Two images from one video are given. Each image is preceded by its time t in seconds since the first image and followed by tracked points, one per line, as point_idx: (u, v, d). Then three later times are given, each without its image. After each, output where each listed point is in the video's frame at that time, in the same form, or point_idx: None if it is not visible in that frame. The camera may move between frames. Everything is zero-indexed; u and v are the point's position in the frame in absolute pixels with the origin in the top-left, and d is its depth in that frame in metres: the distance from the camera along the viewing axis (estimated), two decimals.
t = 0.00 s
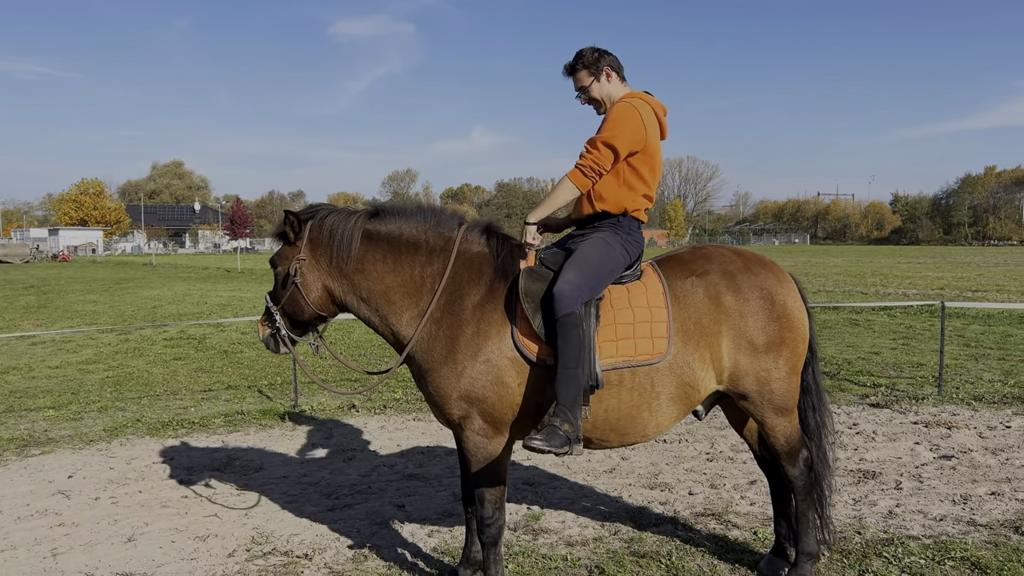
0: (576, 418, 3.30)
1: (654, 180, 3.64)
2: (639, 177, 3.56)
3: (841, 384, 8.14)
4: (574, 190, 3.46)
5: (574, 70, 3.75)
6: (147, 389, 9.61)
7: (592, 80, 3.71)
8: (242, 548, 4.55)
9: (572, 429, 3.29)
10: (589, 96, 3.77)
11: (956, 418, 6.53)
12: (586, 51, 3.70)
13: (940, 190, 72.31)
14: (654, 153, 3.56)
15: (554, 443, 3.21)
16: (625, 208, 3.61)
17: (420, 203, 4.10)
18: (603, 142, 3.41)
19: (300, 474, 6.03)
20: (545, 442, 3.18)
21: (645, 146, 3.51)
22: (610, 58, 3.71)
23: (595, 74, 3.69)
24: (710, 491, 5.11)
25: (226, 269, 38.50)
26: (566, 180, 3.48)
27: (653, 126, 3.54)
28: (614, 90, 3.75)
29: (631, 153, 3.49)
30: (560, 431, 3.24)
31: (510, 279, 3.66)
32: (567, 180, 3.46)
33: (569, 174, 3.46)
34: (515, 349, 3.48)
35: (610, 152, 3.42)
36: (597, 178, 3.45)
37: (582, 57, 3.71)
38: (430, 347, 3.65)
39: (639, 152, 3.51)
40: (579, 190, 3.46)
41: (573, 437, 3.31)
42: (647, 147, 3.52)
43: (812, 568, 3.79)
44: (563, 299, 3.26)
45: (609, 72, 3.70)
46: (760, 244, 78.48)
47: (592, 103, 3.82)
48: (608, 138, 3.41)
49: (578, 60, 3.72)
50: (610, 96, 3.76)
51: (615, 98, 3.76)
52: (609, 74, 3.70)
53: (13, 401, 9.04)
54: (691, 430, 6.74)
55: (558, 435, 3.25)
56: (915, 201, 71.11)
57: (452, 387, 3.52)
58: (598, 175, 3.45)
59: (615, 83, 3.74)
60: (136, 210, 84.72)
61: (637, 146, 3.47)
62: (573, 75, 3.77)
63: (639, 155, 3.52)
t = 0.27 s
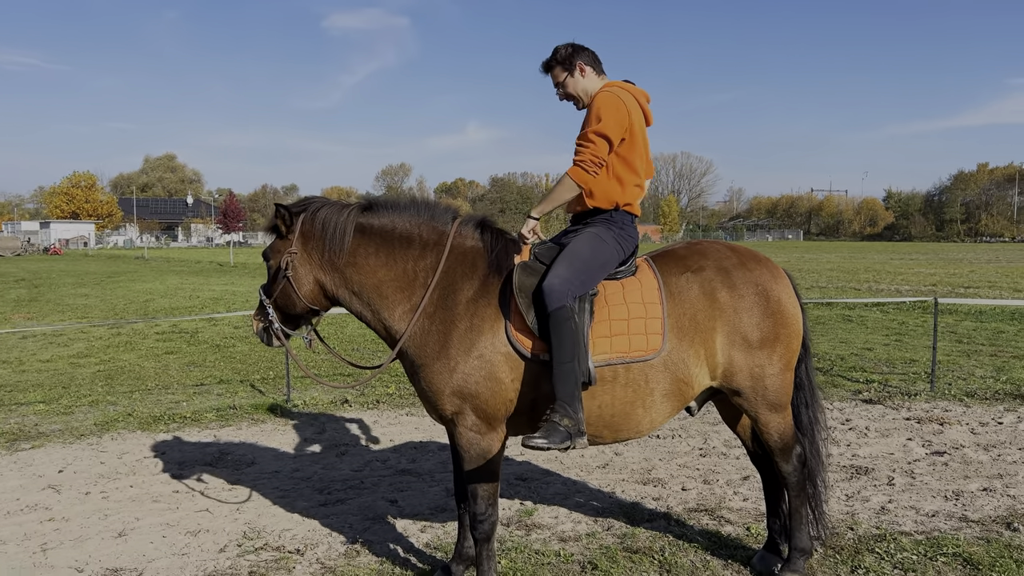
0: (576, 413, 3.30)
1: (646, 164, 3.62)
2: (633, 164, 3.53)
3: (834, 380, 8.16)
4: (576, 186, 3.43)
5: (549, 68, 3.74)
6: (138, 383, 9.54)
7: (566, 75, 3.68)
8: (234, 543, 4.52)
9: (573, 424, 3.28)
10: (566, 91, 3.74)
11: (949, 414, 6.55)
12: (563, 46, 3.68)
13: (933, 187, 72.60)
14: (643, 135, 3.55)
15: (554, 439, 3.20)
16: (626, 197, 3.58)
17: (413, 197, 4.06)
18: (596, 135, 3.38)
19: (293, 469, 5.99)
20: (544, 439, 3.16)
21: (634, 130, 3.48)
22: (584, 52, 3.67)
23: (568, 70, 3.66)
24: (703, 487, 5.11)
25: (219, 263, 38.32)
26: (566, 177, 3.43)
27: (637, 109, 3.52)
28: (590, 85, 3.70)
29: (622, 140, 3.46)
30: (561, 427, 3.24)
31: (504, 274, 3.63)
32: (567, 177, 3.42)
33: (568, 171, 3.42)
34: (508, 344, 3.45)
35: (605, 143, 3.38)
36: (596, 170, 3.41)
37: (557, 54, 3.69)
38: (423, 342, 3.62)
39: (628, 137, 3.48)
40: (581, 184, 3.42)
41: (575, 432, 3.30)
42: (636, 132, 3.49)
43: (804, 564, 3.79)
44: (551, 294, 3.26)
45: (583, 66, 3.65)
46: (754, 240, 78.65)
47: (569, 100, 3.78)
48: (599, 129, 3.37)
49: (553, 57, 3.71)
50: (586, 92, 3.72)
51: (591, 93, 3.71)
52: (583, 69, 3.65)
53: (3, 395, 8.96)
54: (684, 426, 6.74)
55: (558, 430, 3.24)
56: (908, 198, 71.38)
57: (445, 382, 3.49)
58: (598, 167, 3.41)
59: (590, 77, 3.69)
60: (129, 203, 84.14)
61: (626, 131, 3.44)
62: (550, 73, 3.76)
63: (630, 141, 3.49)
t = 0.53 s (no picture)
0: (574, 409, 3.28)
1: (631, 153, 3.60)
2: (618, 153, 3.51)
3: (827, 376, 8.19)
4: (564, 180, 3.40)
5: (526, 68, 3.73)
6: (131, 378, 9.49)
7: (542, 74, 3.67)
8: (226, 538, 4.50)
9: (572, 420, 3.27)
10: (545, 89, 3.74)
11: (941, 410, 6.58)
12: (542, 43, 3.65)
13: (927, 184, 72.87)
14: (626, 124, 3.53)
15: (553, 436, 3.20)
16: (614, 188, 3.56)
17: (406, 192, 4.04)
18: (578, 127, 3.36)
19: (286, 464, 5.98)
20: (543, 437, 3.16)
21: (616, 119, 3.46)
22: (558, 48, 3.64)
23: (544, 68, 3.65)
24: (696, 482, 5.12)
25: (213, 257, 38.16)
26: (552, 172, 3.41)
27: (618, 98, 3.50)
28: (567, 80, 3.67)
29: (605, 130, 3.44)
30: (560, 424, 3.22)
31: (498, 269, 3.62)
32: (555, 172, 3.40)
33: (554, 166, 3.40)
34: (502, 339, 3.44)
35: (588, 135, 3.35)
36: (582, 163, 3.38)
37: (531, 53, 3.68)
38: (416, 337, 3.61)
39: (611, 127, 3.46)
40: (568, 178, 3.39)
41: (573, 428, 3.29)
42: (619, 121, 3.47)
43: (797, 559, 3.79)
44: (547, 289, 3.25)
45: (558, 62, 3.63)
46: (749, 236, 78.81)
47: (550, 97, 3.78)
48: (581, 121, 3.35)
49: (528, 57, 3.70)
50: (564, 88, 3.70)
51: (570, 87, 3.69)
52: (558, 65, 3.63)
53: None
54: (677, 421, 6.75)
55: (557, 427, 3.23)
56: (902, 195, 71.62)
57: (438, 377, 3.47)
58: (583, 160, 3.38)
59: (567, 72, 3.66)
60: (122, 197, 83.68)
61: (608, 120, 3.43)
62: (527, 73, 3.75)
63: (613, 131, 3.47)
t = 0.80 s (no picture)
0: (576, 408, 3.32)
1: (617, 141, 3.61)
2: (607, 142, 3.50)
3: (821, 374, 8.21)
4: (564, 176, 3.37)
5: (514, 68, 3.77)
6: (126, 375, 9.46)
7: (525, 74, 3.71)
8: (221, 535, 4.49)
9: (575, 421, 3.30)
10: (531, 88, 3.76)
11: (934, 408, 6.60)
12: (527, 43, 3.64)
13: (922, 184, 73.11)
14: (609, 112, 3.53)
15: (556, 438, 3.24)
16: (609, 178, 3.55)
17: (401, 189, 4.03)
18: (568, 121, 3.33)
19: (281, 461, 5.96)
20: (547, 440, 3.20)
21: (600, 108, 3.46)
22: (537, 45, 3.63)
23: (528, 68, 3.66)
24: (691, 480, 5.13)
25: (207, 255, 38.03)
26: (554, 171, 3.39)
27: (599, 87, 3.49)
28: (546, 78, 3.65)
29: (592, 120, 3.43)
30: (563, 425, 3.27)
31: (493, 266, 3.61)
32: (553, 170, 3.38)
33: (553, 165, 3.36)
34: (497, 336, 3.44)
35: (580, 127, 3.33)
36: (578, 155, 3.35)
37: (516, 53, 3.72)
38: (411, 334, 3.60)
39: (596, 117, 3.45)
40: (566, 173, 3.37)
41: (578, 428, 3.33)
42: (603, 110, 3.47)
43: (791, 556, 3.79)
44: (543, 292, 3.25)
45: (535, 61, 3.62)
46: (744, 235, 78.95)
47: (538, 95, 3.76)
48: (570, 115, 3.33)
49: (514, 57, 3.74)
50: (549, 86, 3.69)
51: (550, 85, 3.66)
52: (535, 63, 3.62)
53: None
54: (672, 419, 6.75)
55: (561, 428, 3.27)
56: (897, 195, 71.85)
57: (433, 375, 3.47)
58: (579, 153, 3.35)
59: (546, 69, 3.64)
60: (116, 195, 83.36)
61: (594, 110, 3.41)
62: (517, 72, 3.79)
63: (598, 121, 3.46)
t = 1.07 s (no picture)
0: (587, 411, 3.34)
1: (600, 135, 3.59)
2: (589, 137, 3.49)
3: (817, 374, 8.23)
4: (550, 175, 3.35)
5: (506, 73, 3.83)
6: (121, 374, 9.44)
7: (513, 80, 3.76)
8: (216, 533, 4.48)
9: (587, 424, 3.33)
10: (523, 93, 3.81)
11: (929, 408, 6.62)
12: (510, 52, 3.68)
13: (918, 186, 73.31)
14: (589, 106, 3.51)
15: (570, 444, 3.28)
16: (595, 173, 3.53)
17: (397, 187, 4.03)
18: (546, 121, 3.32)
19: (276, 459, 5.95)
20: (561, 447, 3.24)
21: (578, 104, 3.44)
22: (518, 51, 3.65)
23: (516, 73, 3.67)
24: (686, 478, 5.13)
25: (204, 255, 37.96)
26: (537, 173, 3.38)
27: (576, 83, 3.48)
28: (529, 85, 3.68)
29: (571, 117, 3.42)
30: (575, 429, 3.30)
31: (488, 265, 3.61)
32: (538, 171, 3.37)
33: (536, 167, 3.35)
34: (493, 335, 3.44)
35: (559, 126, 3.32)
36: (560, 154, 3.33)
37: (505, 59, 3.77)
38: (406, 332, 3.60)
39: (576, 113, 3.44)
40: (551, 173, 3.35)
41: (590, 430, 3.35)
42: (582, 105, 3.45)
43: (785, 554, 3.80)
44: (542, 297, 3.25)
45: (518, 69, 3.66)
46: (741, 236, 79.06)
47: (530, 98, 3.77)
48: (548, 115, 3.31)
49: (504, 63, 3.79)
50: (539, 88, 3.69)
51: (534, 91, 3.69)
52: (518, 71, 3.67)
53: None
54: (667, 418, 6.76)
55: (574, 433, 3.31)
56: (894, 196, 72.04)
57: (428, 373, 3.47)
58: (561, 153, 3.34)
59: (528, 75, 3.66)
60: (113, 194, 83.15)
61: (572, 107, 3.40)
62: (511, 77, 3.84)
63: (578, 116, 3.45)
